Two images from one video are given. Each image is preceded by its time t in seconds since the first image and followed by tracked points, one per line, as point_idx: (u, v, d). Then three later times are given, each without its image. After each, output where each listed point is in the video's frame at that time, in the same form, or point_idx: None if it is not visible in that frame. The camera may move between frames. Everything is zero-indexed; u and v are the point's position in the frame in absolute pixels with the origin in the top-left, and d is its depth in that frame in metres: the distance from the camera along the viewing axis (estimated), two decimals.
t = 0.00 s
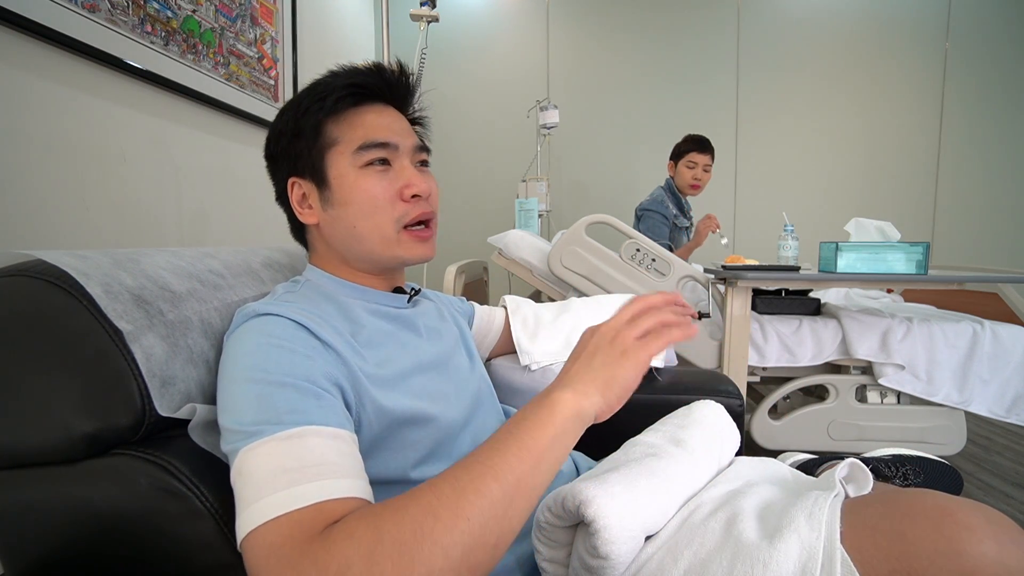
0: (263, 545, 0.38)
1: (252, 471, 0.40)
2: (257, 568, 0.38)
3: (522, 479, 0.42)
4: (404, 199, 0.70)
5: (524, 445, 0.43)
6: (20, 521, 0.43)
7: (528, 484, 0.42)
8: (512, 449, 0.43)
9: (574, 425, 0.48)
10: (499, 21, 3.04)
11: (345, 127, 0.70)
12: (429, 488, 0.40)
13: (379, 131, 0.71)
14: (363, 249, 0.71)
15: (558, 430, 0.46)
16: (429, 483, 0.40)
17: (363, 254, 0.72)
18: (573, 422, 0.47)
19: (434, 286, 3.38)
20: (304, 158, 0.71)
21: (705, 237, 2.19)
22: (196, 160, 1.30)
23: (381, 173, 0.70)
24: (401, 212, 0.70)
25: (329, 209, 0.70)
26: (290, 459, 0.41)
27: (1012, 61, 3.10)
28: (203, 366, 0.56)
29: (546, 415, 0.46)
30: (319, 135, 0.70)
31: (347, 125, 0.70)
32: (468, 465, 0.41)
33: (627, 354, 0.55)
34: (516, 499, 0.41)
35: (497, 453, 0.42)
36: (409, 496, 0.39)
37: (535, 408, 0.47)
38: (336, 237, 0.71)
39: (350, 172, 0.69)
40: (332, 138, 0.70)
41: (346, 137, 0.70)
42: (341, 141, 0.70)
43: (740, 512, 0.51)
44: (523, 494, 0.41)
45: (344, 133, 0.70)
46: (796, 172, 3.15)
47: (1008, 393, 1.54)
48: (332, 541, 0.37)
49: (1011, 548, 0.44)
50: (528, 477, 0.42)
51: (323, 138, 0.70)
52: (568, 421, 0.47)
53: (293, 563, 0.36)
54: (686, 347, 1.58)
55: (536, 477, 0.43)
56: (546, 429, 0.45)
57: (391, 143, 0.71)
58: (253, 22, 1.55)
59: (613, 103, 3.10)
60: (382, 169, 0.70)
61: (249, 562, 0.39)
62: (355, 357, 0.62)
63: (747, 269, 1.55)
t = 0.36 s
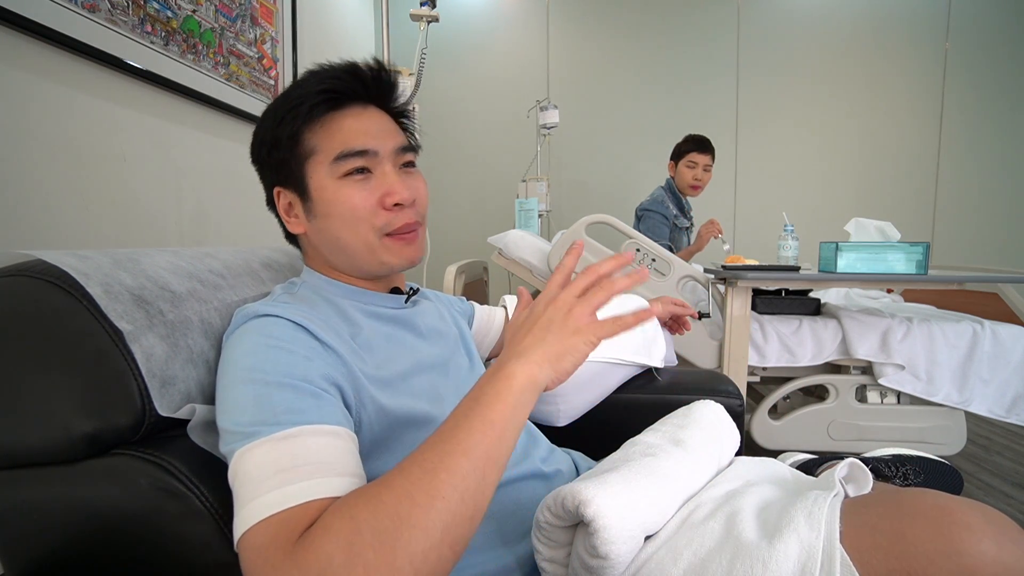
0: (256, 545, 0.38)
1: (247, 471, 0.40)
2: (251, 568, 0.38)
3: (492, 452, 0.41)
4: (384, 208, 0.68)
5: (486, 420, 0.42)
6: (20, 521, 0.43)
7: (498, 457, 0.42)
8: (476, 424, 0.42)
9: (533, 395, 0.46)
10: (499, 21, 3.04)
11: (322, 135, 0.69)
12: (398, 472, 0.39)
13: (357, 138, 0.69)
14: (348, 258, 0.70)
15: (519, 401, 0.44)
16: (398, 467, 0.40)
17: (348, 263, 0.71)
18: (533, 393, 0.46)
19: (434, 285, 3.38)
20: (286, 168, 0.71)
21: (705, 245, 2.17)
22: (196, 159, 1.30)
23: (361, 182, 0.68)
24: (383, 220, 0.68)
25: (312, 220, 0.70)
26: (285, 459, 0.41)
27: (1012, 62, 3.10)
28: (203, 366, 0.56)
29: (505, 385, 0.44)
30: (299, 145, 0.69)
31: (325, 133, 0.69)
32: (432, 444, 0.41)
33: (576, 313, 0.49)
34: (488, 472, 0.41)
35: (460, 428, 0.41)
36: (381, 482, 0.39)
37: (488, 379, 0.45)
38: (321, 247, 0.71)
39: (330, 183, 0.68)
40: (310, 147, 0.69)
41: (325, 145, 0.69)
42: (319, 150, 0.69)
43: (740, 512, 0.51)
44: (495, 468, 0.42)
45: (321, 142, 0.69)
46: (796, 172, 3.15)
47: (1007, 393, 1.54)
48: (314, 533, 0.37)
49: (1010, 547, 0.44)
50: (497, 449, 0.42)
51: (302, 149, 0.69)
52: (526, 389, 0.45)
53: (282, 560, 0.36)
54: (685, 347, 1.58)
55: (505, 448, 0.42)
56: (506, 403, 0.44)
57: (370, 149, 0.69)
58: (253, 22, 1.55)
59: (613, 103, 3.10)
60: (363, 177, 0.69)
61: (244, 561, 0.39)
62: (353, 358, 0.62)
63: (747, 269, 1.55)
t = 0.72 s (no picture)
0: (258, 549, 0.38)
1: (248, 474, 0.40)
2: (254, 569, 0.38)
3: (501, 458, 0.41)
4: (355, 205, 0.67)
5: (497, 424, 0.42)
6: (19, 521, 0.43)
7: (507, 463, 0.41)
8: (487, 429, 0.42)
9: (545, 399, 0.46)
10: (499, 20, 3.04)
11: (289, 138, 0.68)
12: (405, 477, 0.39)
13: (321, 136, 0.68)
14: (328, 261, 0.70)
15: (531, 404, 0.45)
16: (406, 472, 0.39)
17: (329, 266, 0.70)
18: (544, 396, 0.46)
19: (434, 285, 3.38)
20: (263, 176, 0.71)
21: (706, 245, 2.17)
22: (197, 159, 1.30)
23: (329, 181, 0.67)
24: (355, 219, 0.67)
25: (291, 224, 0.70)
26: (284, 462, 0.41)
27: (1012, 62, 3.10)
28: (203, 366, 0.56)
29: (519, 388, 0.45)
30: (270, 151, 0.69)
31: (291, 135, 0.68)
32: (441, 449, 0.40)
33: (595, 317, 0.51)
34: (497, 479, 0.41)
35: (471, 433, 0.41)
36: (388, 488, 0.38)
37: (505, 381, 0.45)
38: (304, 251, 0.71)
39: (299, 185, 0.67)
40: (279, 152, 0.69)
41: (291, 148, 0.68)
42: (286, 154, 0.68)
43: (739, 513, 0.51)
44: (504, 474, 0.41)
45: (287, 145, 0.68)
46: (796, 172, 3.15)
47: (1007, 393, 1.54)
48: (317, 538, 0.37)
49: (1011, 548, 0.44)
50: (507, 455, 0.42)
51: (272, 155, 0.69)
52: (537, 394, 0.45)
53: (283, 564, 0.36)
54: (686, 347, 1.58)
55: (516, 453, 0.42)
56: (517, 406, 0.44)
57: (335, 146, 0.68)
58: (253, 22, 1.55)
59: (613, 103, 3.10)
60: (331, 175, 0.67)
61: (245, 563, 0.39)
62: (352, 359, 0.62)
63: (747, 269, 1.55)
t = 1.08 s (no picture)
0: (257, 551, 0.38)
1: (246, 475, 0.40)
2: (253, 569, 0.38)
3: (485, 450, 0.40)
4: (395, 198, 0.69)
5: (479, 413, 0.42)
6: (19, 522, 0.43)
7: (491, 454, 0.41)
8: (468, 421, 0.41)
9: (531, 381, 0.47)
10: (499, 20, 3.04)
11: (333, 126, 0.70)
12: (385, 476, 0.38)
13: (368, 129, 0.70)
14: (356, 249, 0.71)
15: (512, 389, 0.45)
16: (385, 470, 0.38)
17: (355, 254, 0.71)
18: (527, 380, 0.47)
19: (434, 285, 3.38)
20: (295, 157, 0.71)
21: (705, 249, 2.17)
22: (197, 159, 1.30)
23: (372, 171, 0.69)
24: (394, 210, 0.70)
25: (320, 208, 0.70)
26: (281, 463, 0.41)
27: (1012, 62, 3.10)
28: (203, 366, 0.56)
29: (505, 374, 0.46)
30: (308, 135, 0.70)
31: (336, 123, 0.70)
32: (422, 444, 0.40)
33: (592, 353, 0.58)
34: (482, 471, 0.40)
35: (451, 426, 0.40)
36: (369, 488, 0.38)
37: (487, 368, 0.46)
38: (328, 237, 0.71)
39: (341, 171, 0.68)
40: (321, 137, 0.70)
41: (335, 136, 0.69)
42: (329, 141, 0.69)
43: (739, 512, 0.51)
44: (489, 466, 0.41)
45: (332, 131, 0.70)
46: (796, 172, 3.15)
47: (1007, 393, 1.54)
48: (306, 541, 0.36)
49: (1012, 548, 0.44)
50: (490, 446, 0.41)
51: (313, 138, 0.70)
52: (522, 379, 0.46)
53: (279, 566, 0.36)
54: (685, 348, 1.58)
55: (500, 444, 0.42)
56: (500, 393, 0.44)
57: (381, 141, 0.71)
58: (253, 22, 1.55)
59: (613, 103, 3.10)
60: (373, 167, 0.70)
61: (245, 563, 0.39)
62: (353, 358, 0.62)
63: (747, 269, 1.55)
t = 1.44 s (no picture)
0: (253, 550, 0.38)
1: (245, 475, 0.41)
2: (249, 568, 0.38)
3: (470, 441, 0.41)
4: (428, 200, 0.74)
5: (463, 405, 0.42)
6: (20, 522, 0.43)
7: (477, 445, 0.41)
8: (452, 414, 0.41)
9: (514, 368, 0.47)
10: (498, 20, 3.04)
11: (379, 124, 0.73)
12: (372, 471, 0.38)
13: (411, 134, 0.75)
14: (383, 240, 0.72)
15: (495, 379, 0.45)
16: (372, 466, 0.39)
17: (380, 246, 0.73)
18: (510, 370, 0.47)
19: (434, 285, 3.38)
20: (336, 144, 0.72)
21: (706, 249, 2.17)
22: (196, 159, 1.30)
23: (410, 171, 0.73)
24: (426, 210, 0.73)
25: (354, 195, 0.71)
26: (279, 462, 0.41)
27: (1012, 62, 3.10)
28: (203, 366, 0.56)
29: (484, 363, 0.45)
30: (355, 127, 0.72)
31: (382, 123, 0.74)
32: (408, 438, 0.40)
33: (560, 298, 0.55)
34: (469, 462, 0.40)
35: (436, 420, 0.40)
36: (357, 486, 0.38)
37: (468, 360, 0.46)
38: (355, 226, 0.72)
39: (383, 165, 0.71)
40: (367, 131, 0.72)
41: (382, 133, 0.73)
42: (376, 135, 0.72)
43: (739, 512, 0.51)
44: (476, 457, 0.41)
45: (377, 128, 0.73)
46: (796, 172, 3.15)
47: (1008, 393, 1.54)
48: (299, 540, 0.36)
49: (1012, 548, 0.44)
50: (475, 436, 0.41)
51: (359, 131, 0.72)
52: (502, 371, 0.46)
53: (274, 565, 0.36)
54: (685, 348, 1.58)
55: (486, 433, 0.42)
56: (483, 385, 0.44)
57: (420, 146, 0.75)
58: (253, 22, 1.55)
59: (613, 103, 3.10)
60: (412, 168, 0.74)
61: (243, 563, 0.39)
62: (353, 357, 0.62)
63: (746, 269, 1.55)
